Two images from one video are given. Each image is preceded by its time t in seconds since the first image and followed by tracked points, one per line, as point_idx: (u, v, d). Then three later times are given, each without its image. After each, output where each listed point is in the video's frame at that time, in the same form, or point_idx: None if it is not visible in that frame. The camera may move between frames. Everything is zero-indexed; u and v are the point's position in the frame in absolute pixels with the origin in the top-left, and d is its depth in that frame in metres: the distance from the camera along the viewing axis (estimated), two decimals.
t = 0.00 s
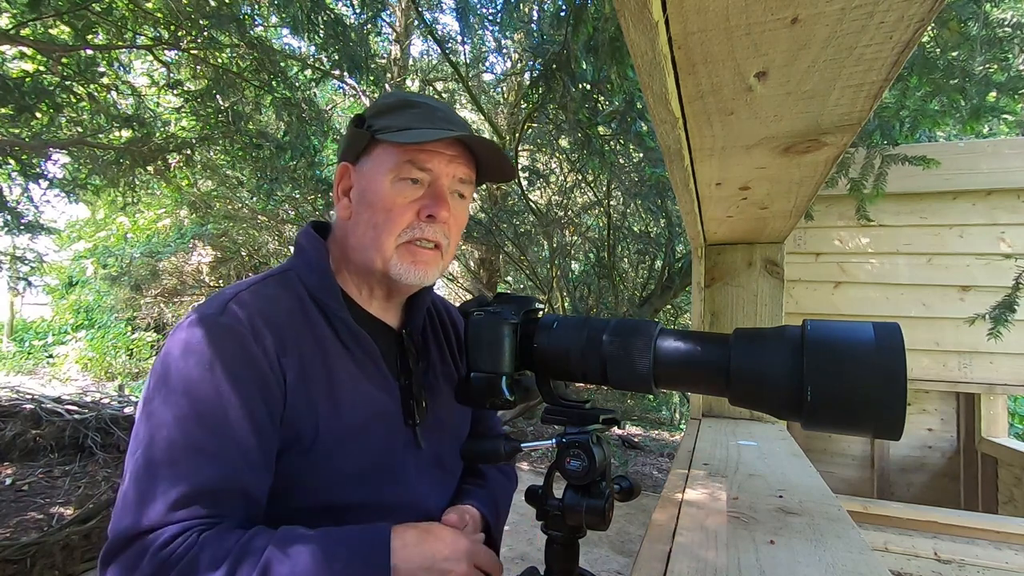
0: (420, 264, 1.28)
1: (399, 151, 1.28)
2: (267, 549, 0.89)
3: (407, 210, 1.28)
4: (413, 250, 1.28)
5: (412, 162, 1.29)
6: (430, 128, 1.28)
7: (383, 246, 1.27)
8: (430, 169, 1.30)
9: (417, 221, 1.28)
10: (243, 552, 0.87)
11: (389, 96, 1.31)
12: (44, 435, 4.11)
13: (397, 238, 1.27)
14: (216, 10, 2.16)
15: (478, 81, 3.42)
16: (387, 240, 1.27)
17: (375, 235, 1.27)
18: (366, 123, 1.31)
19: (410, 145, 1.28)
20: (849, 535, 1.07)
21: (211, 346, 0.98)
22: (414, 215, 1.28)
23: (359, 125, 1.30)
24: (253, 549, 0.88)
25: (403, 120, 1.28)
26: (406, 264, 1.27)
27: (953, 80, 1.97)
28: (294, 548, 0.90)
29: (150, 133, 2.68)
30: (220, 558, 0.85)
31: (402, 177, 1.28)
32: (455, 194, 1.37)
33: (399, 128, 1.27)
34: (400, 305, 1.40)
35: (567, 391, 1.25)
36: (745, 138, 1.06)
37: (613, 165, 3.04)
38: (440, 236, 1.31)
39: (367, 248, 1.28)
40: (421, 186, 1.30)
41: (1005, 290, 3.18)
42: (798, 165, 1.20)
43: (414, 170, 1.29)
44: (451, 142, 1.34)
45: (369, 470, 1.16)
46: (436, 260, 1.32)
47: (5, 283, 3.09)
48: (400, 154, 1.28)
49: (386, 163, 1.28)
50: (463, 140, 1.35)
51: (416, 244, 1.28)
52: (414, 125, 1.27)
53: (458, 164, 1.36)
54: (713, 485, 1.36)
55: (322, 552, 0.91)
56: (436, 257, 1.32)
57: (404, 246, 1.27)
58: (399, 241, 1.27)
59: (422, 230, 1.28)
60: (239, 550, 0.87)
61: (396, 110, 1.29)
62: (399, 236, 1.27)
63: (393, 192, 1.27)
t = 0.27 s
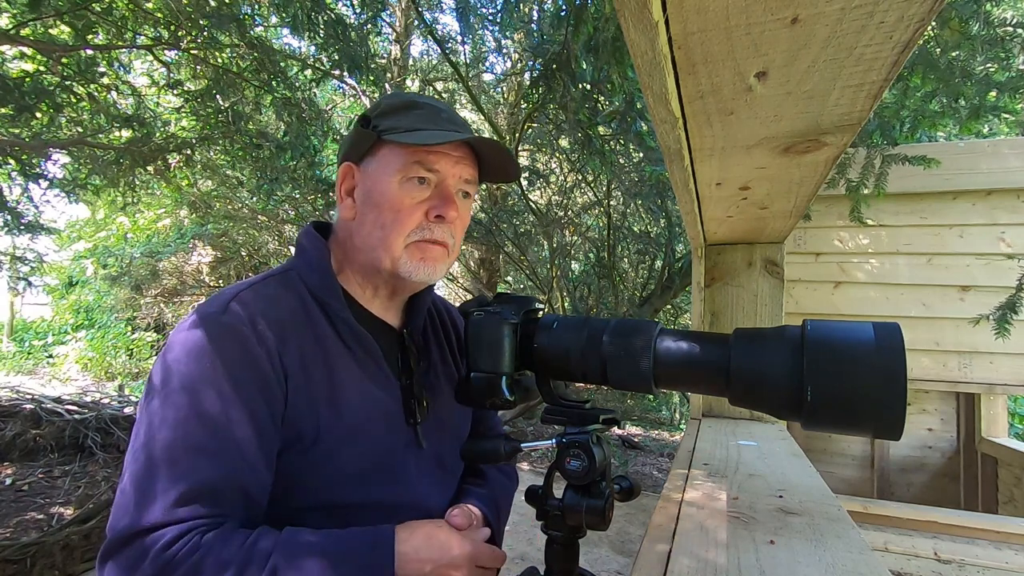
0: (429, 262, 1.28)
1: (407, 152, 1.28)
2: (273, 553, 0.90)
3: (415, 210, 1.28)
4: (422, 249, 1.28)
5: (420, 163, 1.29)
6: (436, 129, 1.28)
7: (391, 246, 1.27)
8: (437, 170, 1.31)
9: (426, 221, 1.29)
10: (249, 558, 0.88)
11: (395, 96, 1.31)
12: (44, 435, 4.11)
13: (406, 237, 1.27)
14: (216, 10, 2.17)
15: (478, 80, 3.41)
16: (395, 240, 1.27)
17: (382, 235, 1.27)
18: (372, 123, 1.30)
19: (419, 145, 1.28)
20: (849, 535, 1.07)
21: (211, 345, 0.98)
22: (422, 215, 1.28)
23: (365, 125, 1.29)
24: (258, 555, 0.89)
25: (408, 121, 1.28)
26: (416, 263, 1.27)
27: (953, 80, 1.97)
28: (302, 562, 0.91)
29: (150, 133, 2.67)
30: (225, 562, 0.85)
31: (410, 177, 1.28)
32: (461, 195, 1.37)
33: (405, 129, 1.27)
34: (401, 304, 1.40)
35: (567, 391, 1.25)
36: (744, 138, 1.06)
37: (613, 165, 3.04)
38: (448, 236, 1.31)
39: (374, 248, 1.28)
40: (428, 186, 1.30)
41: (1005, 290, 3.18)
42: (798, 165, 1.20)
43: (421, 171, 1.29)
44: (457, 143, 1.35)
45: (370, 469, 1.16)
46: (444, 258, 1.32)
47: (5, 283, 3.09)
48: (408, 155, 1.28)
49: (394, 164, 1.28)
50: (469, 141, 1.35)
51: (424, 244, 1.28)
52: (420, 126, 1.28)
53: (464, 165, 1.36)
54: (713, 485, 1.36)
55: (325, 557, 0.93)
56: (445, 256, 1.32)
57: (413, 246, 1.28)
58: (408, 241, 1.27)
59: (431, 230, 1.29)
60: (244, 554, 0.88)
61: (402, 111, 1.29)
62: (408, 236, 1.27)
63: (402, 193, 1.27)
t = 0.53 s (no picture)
0: (429, 262, 1.28)
1: (408, 151, 1.28)
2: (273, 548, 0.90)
3: (417, 210, 1.28)
4: (422, 249, 1.28)
5: (420, 163, 1.29)
6: (436, 129, 1.28)
7: (391, 245, 1.27)
8: (437, 170, 1.31)
9: (426, 221, 1.28)
10: (250, 552, 0.88)
11: (397, 96, 1.31)
12: (44, 435, 4.11)
13: (406, 237, 1.27)
14: (216, 10, 2.17)
15: (478, 80, 3.42)
16: (397, 239, 1.27)
17: (384, 234, 1.27)
18: (374, 123, 1.31)
19: (419, 145, 1.28)
20: (849, 535, 1.07)
21: (213, 345, 0.98)
22: (424, 214, 1.28)
23: (366, 125, 1.30)
24: (259, 551, 0.88)
25: (410, 121, 1.28)
26: (416, 263, 1.27)
27: (953, 80, 1.98)
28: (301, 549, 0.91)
29: (150, 133, 2.67)
30: (230, 552, 0.86)
31: (410, 177, 1.28)
32: (461, 194, 1.37)
33: (406, 129, 1.28)
34: (402, 304, 1.40)
35: (567, 391, 1.25)
36: (744, 138, 1.06)
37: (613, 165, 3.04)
38: (448, 236, 1.31)
39: (376, 247, 1.27)
40: (428, 186, 1.30)
41: (1005, 290, 3.18)
42: (797, 165, 1.20)
43: (422, 170, 1.29)
44: (457, 143, 1.34)
45: (371, 468, 1.16)
46: (444, 258, 1.32)
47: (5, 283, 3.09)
48: (407, 155, 1.28)
49: (394, 164, 1.28)
50: (469, 140, 1.35)
51: (426, 243, 1.28)
52: (421, 126, 1.28)
53: (464, 165, 1.36)
54: (713, 485, 1.36)
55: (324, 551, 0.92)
56: (444, 255, 1.32)
57: (415, 245, 1.28)
58: (408, 241, 1.27)
59: (431, 229, 1.28)
60: (247, 551, 0.88)
61: (404, 111, 1.29)
62: (408, 235, 1.27)
63: (402, 193, 1.27)
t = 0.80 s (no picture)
0: (415, 260, 1.27)
1: (396, 150, 1.28)
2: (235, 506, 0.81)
3: (403, 208, 1.27)
4: (409, 247, 1.27)
5: (408, 161, 1.29)
6: (425, 127, 1.27)
7: (379, 243, 1.26)
8: (426, 168, 1.30)
9: (412, 218, 1.28)
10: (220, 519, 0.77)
11: (391, 96, 1.32)
12: (44, 435, 4.11)
13: (392, 235, 1.26)
14: (216, 10, 2.16)
15: (478, 80, 3.42)
16: (383, 237, 1.26)
17: (372, 233, 1.27)
18: (368, 123, 1.33)
19: (406, 144, 1.28)
20: (849, 535, 1.07)
21: (215, 340, 0.98)
22: (410, 212, 1.28)
23: (360, 125, 1.32)
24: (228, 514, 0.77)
25: (402, 121, 1.28)
26: (401, 261, 1.26)
27: (953, 81, 1.98)
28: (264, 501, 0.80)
29: (150, 133, 2.67)
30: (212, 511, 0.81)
31: (398, 175, 1.28)
32: (453, 193, 1.37)
33: (397, 128, 1.28)
34: (401, 305, 1.40)
35: (567, 391, 1.25)
36: (744, 138, 1.06)
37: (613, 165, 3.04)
38: (435, 234, 1.30)
39: (364, 246, 1.28)
40: (417, 184, 1.30)
41: (1005, 290, 3.18)
42: (797, 165, 1.20)
43: (411, 169, 1.29)
44: (447, 140, 1.33)
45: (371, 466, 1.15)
46: (433, 257, 1.30)
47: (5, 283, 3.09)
48: (396, 153, 1.28)
49: (384, 162, 1.29)
50: (462, 138, 1.34)
51: (412, 241, 1.27)
52: (412, 125, 1.27)
53: (455, 163, 1.35)
54: (713, 485, 1.36)
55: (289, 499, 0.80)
56: (432, 254, 1.30)
57: (401, 244, 1.27)
58: (394, 238, 1.26)
59: (417, 227, 1.27)
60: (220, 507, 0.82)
61: (396, 110, 1.30)
62: (394, 233, 1.27)
63: (389, 190, 1.28)
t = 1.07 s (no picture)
0: (411, 260, 1.27)
1: (391, 149, 1.28)
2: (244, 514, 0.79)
3: (399, 207, 1.27)
4: (405, 247, 1.27)
5: (404, 159, 1.29)
6: (422, 126, 1.27)
7: (375, 243, 1.26)
8: (422, 167, 1.30)
9: (407, 218, 1.28)
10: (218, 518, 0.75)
11: (387, 95, 1.32)
12: (44, 435, 4.10)
13: (387, 235, 1.26)
14: (216, 10, 2.16)
15: (478, 80, 3.42)
16: (378, 238, 1.26)
17: (368, 233, 1.27)
18: (364, 122, 1.33)
19: (402, 142, 1.28)
20: (849, 535, 1.07)
21: (215, 342, 0.98)
22: (405, 212, 1.28)
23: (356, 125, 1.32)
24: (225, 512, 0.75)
25: (398, 119, 1.28)
26: (397, 261, 1.26)
27: (953, 80, 1.97)
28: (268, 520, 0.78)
29: (150, 133, 2.67)
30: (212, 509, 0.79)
31: (394, 174, 1.28)
32: (449, 191, 1.36)
33: (393, 127, 1.28)
34: (401, 304, 1.41)
35: (567, 391, 1.25)
36: (744, 137, 1.06)
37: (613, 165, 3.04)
38: (431, 234, 1.30)
39: (360, 246, 1.28)
40: (412, 183, 1.30)
41: (1005, 290, 3.18)
42: (797, 165, 1.20)
43: (406, 168, 1.29)
44: (444, 139, 1.33)
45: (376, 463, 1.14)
46: (428, 257, 1.30)
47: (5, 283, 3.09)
48: (392, 152, 1.28)
49: (380, 162, 1.29)
50: (459, 137, 1.34)
51: (408, 240, 1.27)
52: (409, 123, 1.28)
53: (452, 162, 1.35)
54: (713, 485, 1.36)
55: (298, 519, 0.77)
56: (428, 254, 1.30)
57: (396, 243, 1.26)
58: (389, 238, 1.26)
59: (413, 226, 1.27)
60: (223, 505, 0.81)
61: (392, 109, 1.30)
62: (389, 233, 1.27)
63: (386, 190, 1.27)
